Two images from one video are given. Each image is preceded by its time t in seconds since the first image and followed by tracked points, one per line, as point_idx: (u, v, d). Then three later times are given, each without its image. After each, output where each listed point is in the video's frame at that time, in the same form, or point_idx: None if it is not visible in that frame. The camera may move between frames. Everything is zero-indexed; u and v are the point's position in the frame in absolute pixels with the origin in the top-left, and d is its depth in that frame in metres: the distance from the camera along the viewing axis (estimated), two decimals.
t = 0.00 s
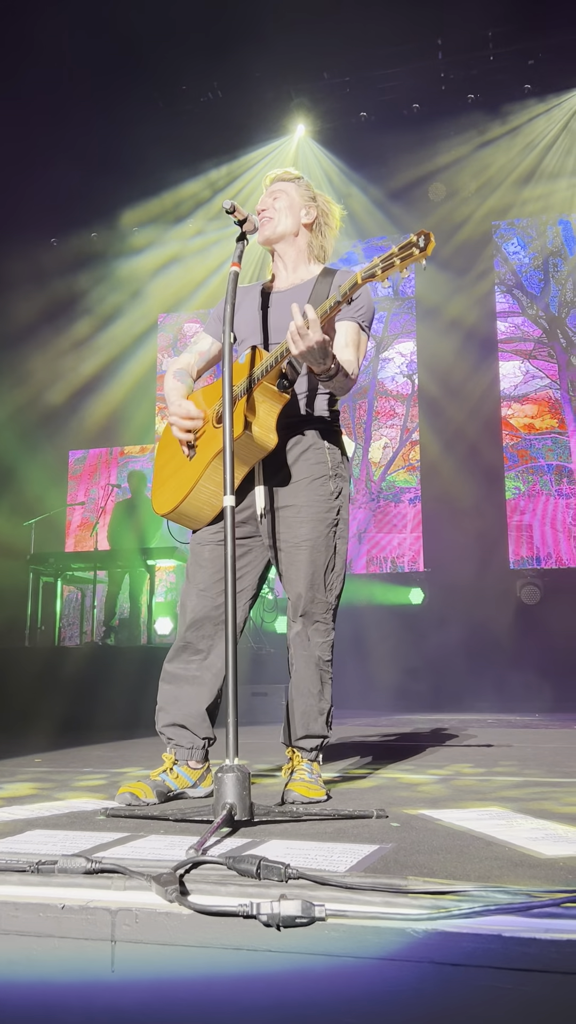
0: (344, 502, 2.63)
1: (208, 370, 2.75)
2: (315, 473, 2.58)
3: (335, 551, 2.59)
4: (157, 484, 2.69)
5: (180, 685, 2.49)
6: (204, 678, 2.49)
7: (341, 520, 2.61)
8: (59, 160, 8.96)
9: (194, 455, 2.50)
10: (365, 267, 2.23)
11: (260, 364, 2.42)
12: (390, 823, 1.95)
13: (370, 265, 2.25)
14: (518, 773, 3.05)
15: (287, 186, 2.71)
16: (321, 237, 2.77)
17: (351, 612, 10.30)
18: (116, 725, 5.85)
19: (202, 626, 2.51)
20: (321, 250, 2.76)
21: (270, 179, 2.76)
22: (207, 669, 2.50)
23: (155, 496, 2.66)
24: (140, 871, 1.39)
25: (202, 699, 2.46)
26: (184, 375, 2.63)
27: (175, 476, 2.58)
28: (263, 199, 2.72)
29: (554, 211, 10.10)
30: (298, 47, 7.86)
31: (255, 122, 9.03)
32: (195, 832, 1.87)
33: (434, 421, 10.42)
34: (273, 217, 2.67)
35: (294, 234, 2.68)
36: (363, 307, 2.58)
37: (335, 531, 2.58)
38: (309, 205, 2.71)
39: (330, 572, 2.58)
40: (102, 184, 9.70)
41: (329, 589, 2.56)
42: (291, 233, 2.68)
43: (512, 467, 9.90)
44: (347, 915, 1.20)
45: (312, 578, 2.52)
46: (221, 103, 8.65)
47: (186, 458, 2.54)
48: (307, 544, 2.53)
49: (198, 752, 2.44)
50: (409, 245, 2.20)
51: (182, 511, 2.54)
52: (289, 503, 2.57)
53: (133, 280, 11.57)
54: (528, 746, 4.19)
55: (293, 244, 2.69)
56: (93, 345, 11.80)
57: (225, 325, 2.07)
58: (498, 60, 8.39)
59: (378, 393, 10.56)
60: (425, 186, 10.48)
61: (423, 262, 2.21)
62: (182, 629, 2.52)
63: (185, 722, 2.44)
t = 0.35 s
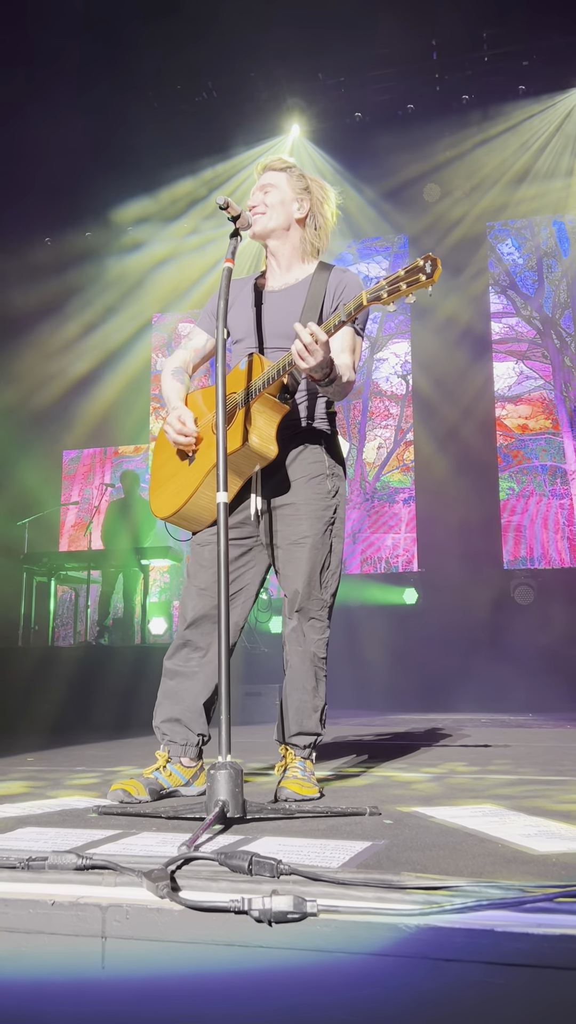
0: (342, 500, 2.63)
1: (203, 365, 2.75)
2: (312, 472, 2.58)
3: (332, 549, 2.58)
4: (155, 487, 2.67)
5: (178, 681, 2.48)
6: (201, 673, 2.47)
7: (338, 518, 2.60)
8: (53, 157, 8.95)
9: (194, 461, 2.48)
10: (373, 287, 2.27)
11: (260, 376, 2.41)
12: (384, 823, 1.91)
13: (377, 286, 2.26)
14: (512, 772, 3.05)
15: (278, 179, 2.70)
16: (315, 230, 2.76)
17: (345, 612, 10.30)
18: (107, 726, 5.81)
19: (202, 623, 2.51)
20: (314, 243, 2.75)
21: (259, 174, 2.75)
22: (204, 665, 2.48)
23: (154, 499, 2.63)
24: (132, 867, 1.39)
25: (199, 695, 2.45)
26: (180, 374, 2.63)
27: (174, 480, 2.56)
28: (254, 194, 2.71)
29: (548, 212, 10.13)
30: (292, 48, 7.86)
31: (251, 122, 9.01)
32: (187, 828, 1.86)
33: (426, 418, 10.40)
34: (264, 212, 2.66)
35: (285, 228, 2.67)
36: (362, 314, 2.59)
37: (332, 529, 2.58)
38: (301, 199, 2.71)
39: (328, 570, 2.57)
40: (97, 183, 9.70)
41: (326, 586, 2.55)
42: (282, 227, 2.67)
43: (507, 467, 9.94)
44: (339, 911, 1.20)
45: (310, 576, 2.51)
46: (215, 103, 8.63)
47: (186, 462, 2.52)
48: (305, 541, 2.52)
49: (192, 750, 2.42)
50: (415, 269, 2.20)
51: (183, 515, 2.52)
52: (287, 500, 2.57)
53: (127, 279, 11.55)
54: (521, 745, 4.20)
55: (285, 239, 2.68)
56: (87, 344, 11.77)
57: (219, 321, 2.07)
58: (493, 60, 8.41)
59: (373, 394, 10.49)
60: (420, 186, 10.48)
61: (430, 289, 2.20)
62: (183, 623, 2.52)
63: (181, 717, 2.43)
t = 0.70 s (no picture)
0: (331, 495, 2.62)
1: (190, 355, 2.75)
2: (302, 467, 2.57)
3: (321, 544, 2.58)
4: (141, 481, 2.65)
5: (166, 677, 2.47)
6: (190, 669, 2.46)
7: (327, 514, 2.59)
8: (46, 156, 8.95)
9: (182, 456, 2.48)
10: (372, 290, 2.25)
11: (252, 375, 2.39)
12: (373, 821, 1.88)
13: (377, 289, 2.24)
14: (504, 770, 3.04)
15: (267, 172, 2.67)
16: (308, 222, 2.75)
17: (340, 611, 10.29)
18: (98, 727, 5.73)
19: (189, 617, 2.49)
20: (305, 233, 2.72)
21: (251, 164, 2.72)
22: (192, 660, 2.47)
23: (139, 494, 2.61)
24: (116, 860, 1.38)
25: (189, 691, 2.44)
26: (165, 367, 2.63)
27: (161, 475, 2.55)
28: (246, 185, 2.69)
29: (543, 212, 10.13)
30: (286, 49, 7.89)
31: (245, 121, 9.01)
32: (175, 823, 1.85)
33: (421, 417, 10.42)
34: (255, 208, 2.65)
35: (277, 224, 2.66)
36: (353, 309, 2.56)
37: (321, 524, 2.57)
38: (292, 192, 2.69)
39: (318, 565, 2.56)
40: (91, 181, 9.69)
41: (316, 582, 2.54)
42: (273, 222, 2.66)
43: (501, 467, 9.88)
44: (324, 903, 1.18)
45: (300, 571, 2.50)
46: (209, 103, 8.65)
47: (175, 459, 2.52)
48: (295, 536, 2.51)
49: (181, 746, 2.42)
50: (418, 274, 2.18)
51: (171, 512, 2.52)
52: (277, 495, 2.55)
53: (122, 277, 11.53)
54: (515, 743, 4.18)
55: (275, 234, 2.67)
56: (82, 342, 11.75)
57: (208, 315, 2.05)
58: (487, 60, 8.43)
59: (368, 393, 10.50)
60: (414, 185, 10.47)
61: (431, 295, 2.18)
62: (170, 622, 2.50)
63: (171, 715, 2.42)
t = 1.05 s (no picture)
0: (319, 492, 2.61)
1: (184, 355, 2.72)
2: (289, 464, 2.55)
3: (310, 542, 2.56)
4: (126, 467, 2.61)
5: (151, 679, 2.45)
6: (174, 669, 2.45)
7: (315, 511, 2.58)
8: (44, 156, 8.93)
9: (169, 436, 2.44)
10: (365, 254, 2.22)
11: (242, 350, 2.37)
12: (366, 819, 1.89)
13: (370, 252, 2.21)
14: (500, 770, 3.03)
15: (260, 173, 2.65)
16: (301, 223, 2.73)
17: (336, 611, 10.16)
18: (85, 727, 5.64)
19: (171, 617, 2.47)
20: (298, 234, 2.71)
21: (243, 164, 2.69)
22: (177, 660, 2.45)
23: (123, 477, 2.57)
24: (105, 863, 1.36)
25: (173, 692, 2.43)
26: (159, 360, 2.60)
27: (146, 457, 2.51)
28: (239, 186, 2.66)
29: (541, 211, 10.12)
30: (283, 48, 7.88)
31: (244, 120, 9.01)
32: (166, 825, 1.84)
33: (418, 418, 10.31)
34: (249, 209, 2.62)
35: (271, 225, 2.65)
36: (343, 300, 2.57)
37: (309, 522, 2.56)
38: (285, 193, 2.67)
39: (306, 563, 2.54)
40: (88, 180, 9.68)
41: (305, 580, 2.53)
42: (267, 223, 2.64)
43: (500, 467, 9.93)
44: (314, 907, 1.17)
45: (288, 570, 2.49)
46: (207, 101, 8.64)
47: (160, 439, 2.49)
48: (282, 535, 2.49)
49: (172, 744, 2.42)
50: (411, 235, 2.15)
51: (152, 496, 2.47)
52: (264, 493, 2.53)
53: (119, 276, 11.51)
54: (511, 743, 4.17)
55: (269, 234, 2.66)
56: (79, 341, 11.73)
57: (201, 312, 2.04)
58: (486, 59, 8.43)
59: (366, 393, 10.54)
60: (412, 184, 10.46)
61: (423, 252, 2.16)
62: (149, 618, 2.48)
63: (157, 715, 2.40)
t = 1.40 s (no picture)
0: (323, 494, 2.61)
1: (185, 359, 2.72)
2: (295, 467, 2.55)
3: (315, 543, 2.56)
4: (133, 475, 2.61)
5: (153, 678, 2.46)
6: (176, 669, 2.45)
7: (320, 514, 2.58)
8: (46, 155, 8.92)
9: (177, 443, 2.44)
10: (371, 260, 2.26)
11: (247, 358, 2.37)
12: (367, 823, 1.88)
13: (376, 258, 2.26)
14: (501, 771, 3.03)
15: (254, 173, 2.64)
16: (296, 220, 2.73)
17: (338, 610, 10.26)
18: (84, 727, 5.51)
19: (173, 616, 2.47)
20: (294, 232, 2.72)
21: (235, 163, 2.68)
22: (179, 660, 2.46)
23: (131, 487, 2.57)
24: (103, 868, 1.36)
25: (175, 691, 2.43)
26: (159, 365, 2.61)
27: (155, 462, 2.52)
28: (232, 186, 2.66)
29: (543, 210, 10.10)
30: (286, 49, 7.89)
31: (245, 120, 9.01)
32: (167, 827, 1.84)
33: (420, 420, 10.30)
34: (244, 209, 2.62)
35: (266, 226, 2.65)
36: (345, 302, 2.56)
37: (313, 525, 2.56)
38: (279, 192, 2.67)
39: (310, 565, 2.54)
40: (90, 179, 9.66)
41: (309, 582, 2.53)
42: (262, 224, 2.64)
43: (502, 466, 9.89)
44: (313, 913, 1.18)
45: (292, 572, 2.48)
46: (206, 99, 8.61)
47: (168, 447, 2.49)
48: (287, 536, 2.49)
49: (172, 745, 2.42)
50: (416, 243, 2.17)
51: (161, 504, 2.47)
52: (270, 495, 2.53)
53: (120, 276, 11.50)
54: (513, 743, 4.17)
55: (265, 235, 2.66)
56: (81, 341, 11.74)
57: (202, 315, 2.04)
58: (488, 58, 8.41)
59: (368, 392, 10.48)
60: (414, 183, 10.44)
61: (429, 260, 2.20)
62: (153, 618, 2.48)
63: (157, 715, 2.41)
